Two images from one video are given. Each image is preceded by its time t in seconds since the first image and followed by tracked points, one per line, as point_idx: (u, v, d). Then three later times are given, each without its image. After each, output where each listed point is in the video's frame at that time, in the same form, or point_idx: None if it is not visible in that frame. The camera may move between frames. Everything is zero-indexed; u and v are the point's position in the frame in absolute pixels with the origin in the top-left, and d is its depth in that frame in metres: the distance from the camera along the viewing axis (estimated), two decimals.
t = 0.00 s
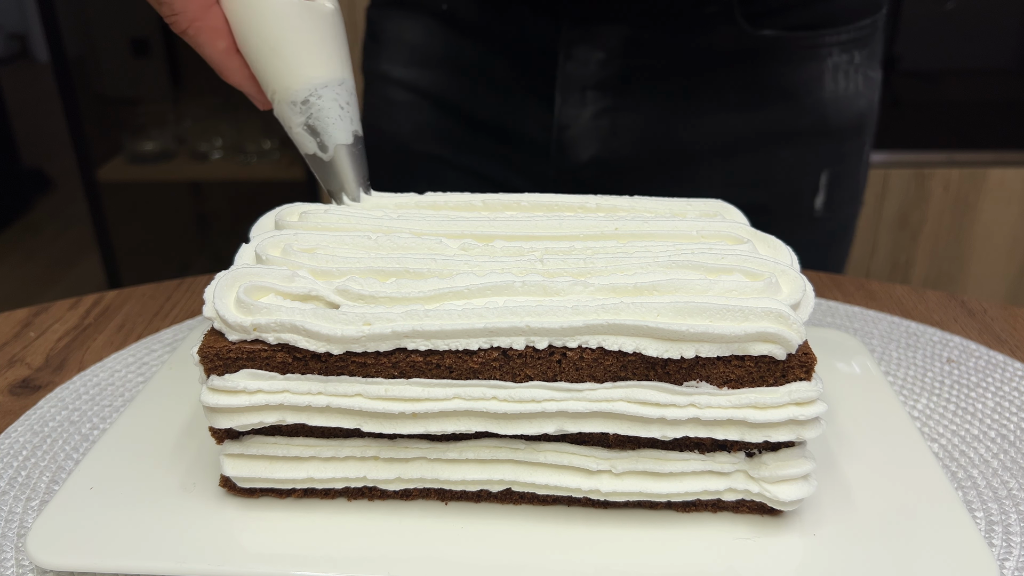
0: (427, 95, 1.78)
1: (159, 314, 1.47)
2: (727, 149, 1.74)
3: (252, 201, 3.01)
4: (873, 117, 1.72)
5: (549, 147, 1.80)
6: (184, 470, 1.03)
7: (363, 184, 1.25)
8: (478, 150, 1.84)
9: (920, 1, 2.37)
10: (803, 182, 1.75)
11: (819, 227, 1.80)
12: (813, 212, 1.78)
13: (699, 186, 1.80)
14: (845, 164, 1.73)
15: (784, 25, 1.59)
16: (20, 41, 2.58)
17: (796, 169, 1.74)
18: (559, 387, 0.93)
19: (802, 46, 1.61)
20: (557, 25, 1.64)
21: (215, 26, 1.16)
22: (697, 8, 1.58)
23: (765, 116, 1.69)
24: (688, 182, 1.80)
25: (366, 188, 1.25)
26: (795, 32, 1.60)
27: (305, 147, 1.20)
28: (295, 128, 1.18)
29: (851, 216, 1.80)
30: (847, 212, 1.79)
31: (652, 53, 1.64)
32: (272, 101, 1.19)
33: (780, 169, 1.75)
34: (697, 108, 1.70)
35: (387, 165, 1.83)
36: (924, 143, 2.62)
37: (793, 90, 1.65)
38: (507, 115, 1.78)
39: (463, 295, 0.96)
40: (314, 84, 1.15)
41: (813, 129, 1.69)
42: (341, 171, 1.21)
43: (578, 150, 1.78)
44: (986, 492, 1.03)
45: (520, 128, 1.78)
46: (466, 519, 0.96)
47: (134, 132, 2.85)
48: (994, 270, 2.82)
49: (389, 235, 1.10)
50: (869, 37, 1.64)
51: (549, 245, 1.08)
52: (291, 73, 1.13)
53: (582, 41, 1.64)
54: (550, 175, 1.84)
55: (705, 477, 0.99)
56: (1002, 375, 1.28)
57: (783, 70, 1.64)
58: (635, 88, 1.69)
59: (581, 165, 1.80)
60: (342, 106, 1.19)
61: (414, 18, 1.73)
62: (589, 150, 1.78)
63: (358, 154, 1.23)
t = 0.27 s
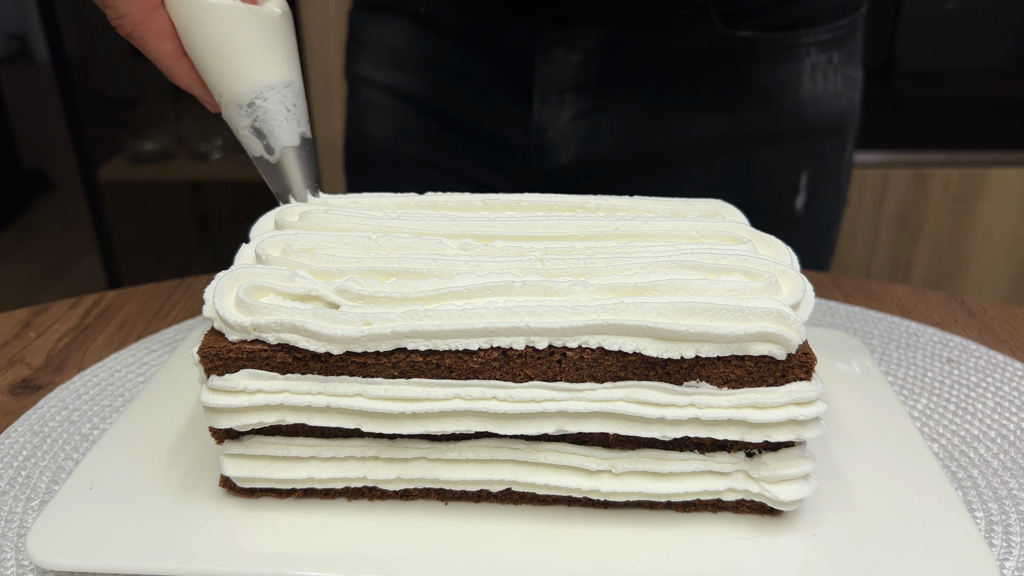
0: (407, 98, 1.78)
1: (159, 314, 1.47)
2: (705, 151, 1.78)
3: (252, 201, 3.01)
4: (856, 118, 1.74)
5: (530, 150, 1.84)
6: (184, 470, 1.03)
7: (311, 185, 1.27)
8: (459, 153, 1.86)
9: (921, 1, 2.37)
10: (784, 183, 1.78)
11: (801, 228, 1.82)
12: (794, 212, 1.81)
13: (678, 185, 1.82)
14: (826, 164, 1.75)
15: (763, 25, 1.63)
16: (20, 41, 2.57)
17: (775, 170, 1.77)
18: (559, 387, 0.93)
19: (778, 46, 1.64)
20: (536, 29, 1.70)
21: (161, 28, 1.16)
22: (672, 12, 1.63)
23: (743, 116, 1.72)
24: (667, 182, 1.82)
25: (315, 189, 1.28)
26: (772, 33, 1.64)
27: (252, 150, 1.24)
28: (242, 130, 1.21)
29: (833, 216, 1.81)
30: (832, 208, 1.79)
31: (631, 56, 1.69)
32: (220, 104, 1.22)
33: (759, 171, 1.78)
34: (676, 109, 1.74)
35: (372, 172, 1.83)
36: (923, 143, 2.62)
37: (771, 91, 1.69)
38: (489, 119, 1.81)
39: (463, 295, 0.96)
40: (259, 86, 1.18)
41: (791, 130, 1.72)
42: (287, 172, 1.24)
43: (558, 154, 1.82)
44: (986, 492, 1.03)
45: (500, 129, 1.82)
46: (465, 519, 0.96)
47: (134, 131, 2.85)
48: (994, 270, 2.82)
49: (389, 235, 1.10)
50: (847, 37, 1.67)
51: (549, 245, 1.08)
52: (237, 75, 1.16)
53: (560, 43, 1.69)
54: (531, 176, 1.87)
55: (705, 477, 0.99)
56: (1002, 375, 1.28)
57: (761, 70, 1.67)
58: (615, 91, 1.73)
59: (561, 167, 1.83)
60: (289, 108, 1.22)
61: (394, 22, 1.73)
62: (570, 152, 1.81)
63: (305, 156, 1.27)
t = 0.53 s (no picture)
0: (394, 103, 1.80)
1: (159, 314, 1.47)
2: (690, 151, 1.74)
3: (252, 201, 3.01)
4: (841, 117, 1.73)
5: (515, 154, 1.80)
6: (184, 470, 1.03)
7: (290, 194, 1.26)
8: (445, 154, 1.86)
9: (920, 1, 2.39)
10: (769, 182, 1.75)
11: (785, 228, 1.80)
12: (780, 211, 1.78)
13: (664, 185, 1.79)
14: (810, 163, 1.74)
15: (746, 25, 1.61)
16: (20, 41, 2.57)
17: (760, 169, 1.74)
18: (559, 387, 0.93)
19: (762, 46, 1.62)
20: (519, 31, 1.65)
21: (134, 41, 1.17)
22: (655, 11, 1.58)
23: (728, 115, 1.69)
24: (653, 182, 1.79)
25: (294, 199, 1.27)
26: (755, 33, 1.61)
27: (229, 159, 1.21)
28: (219, 140, 1.19)
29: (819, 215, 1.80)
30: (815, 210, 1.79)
31: (615, 56, 1.64)
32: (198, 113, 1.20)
33: (745, 170, 1.75)
34: (659, 110, 1.70)
35: (359, 176, 1.87)
36: (923, 143, 2.62)
37: (756, 90, 1.66)
38: (474, 121, 1.79)
39: (463, 295, 0.96)
40: (235, 97, 1.15)
41: (777, 129, 1.69)
42: (265, 182, 1.22)
43: (544, 156, 1.78)
44: (986, 492, 1.03)
45: (485, 131, 1.79)
46: (465, 519, 0.96)
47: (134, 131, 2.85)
48: (994, 270, 2.81)
49: (389, 234, 1.10)
50: (830, 36, 1.67)
51: (549, 245, 1.08)
52: (212, 86, 1.14)
53: (544, 45, 1.64)
54: (517, 179, 1.84)
55: (705, 477, 0.99)
56: (1002, 375, 1.28)
57: (745, 70, 1.64)
58: (598, 91, 1.69)
59: (548, 169, 1.79)
60: (267, 117, 1.19)
61: (379, 28, 1.76)
62: (557, 155, 1.76)
63: (284, 165, 1.24)
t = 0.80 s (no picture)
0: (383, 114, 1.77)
1: (159, 314, 1.47)
2: (681, 151, 1.72)
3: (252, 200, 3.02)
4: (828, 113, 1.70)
5: (507, 158, 1.77)
6: (184, 470, 1.03)
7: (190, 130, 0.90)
8: (437, 162, 1.82)
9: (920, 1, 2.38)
10: (760, 181, 1.72)
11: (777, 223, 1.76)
12: (771, 209, 1.75)
13: (656, 186, 1.77)
14: (801, 161, 1.70)
15: (732, 23, 1.58)
16: (20, 41, 2.56)
17: (751, 167, 1.71)
18: (559, 387, 0.94)
19: (750, 44, 1.59)
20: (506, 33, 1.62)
21: None
22: (643, 11, 1.56)
23: (719, 114, 1.66)
24: (645, 183, 1.77)
25: (194, 138, 0.91)
26: (742, 31, 1.59)
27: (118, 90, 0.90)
28: (109, 68, 0.90)
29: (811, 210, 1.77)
30: (805, 207, 1.75)
31: (603, 57, 1.62)
32: (92, 40, 0.93)
33: (736, 168, 1.72)
34: (649, 110, 1.67)
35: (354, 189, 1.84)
36: (923, 143, 2.63)
37: (744, 88, 1.63)
38: (465, 129, 1.75)
39: (463, 295, 0.96)
40: (129, 16, 0.89)
41: (767, 126, 1.66)
42: (158, 113, 0.88)
43: (536, 159, 1.75)
44: (986, 492, 1.03)
45: (474, 137, 1.75)
46: (465, 519, 0.96)
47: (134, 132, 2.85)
48: (994, 270, 2.80)
49: (389, 234, 1.10)
50: (816, 32, 1.62)
51: (549, 245, 1.08)
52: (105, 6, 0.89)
53: (532, 47, 1.62)
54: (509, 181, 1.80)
55: (705, 477, 0.99)
56: (1002, 375, 1.28)
57: (733, 68, 1.62)
58: (587, 92, 1.66)
59: (539, 173, 1.76)
60: (166, 42, 0.90)
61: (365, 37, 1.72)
62: (548, 158, 1.74)
63: (186, 97, 0.91)
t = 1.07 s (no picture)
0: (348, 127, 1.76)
1: (160, 314, 1.47)
2: (662, 148, 1.74)
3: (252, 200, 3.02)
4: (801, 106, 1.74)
5: (490, 162, 1.78)
6: (184, 470, 1.03)
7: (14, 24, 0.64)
8: (409, 170, 1.81)
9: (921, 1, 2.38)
10: (741, 176, 1.74)
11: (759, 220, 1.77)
12: (752, 205, 1.76)
13: (638, 187, 1.79)
14: (780, 154, 1.73)
15: (711, 17, 1.61)
16: (21, 42, 2.49)
17: (732, 162, 1.73)
18: (559, 387, 0.94)
19: (726, 39, 1.63)
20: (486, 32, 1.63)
21: None
22: (622, 7, 1.60)
23: (697, 111, 1.70)
24: (626, 183, 1.79)
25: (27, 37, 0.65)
26: (720, 25, 1.62)
27: None
28: None
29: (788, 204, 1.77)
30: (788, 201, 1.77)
31: (582, 56, 1.65)
32: None
33: (716, 164, 1.74)
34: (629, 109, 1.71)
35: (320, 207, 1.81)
36: (924, 143, 2.63)
37: (722, 83, 1.66)
38: (441, 135, 1.75)
39: (463, 295, 0.96)
40: None
41: (746, 120, 1.69)
42: None
43: (519, 162, 1.77)
44: (986, 492, 1.03)
45: (455, 141, 1.75)
46: (464, 519, 0.96)
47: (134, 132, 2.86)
48: (994, 270, 2.80)
49: (389, 235, 1.10)
50: (789, 27, 1.66)
51: (549, 245, 1.08)
52: None
53: (513, 47, 1.63)
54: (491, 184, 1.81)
55: (705, 477, 0.99)
56: (1002, 375, 1.28)
57: (710, 63, 1.65)
58: (567, 91, 1.69)
59: (522, 176, 1.78)
60: None
61: (326, 49, 1.70)
62: (531, 160, 1.76)
63: None
